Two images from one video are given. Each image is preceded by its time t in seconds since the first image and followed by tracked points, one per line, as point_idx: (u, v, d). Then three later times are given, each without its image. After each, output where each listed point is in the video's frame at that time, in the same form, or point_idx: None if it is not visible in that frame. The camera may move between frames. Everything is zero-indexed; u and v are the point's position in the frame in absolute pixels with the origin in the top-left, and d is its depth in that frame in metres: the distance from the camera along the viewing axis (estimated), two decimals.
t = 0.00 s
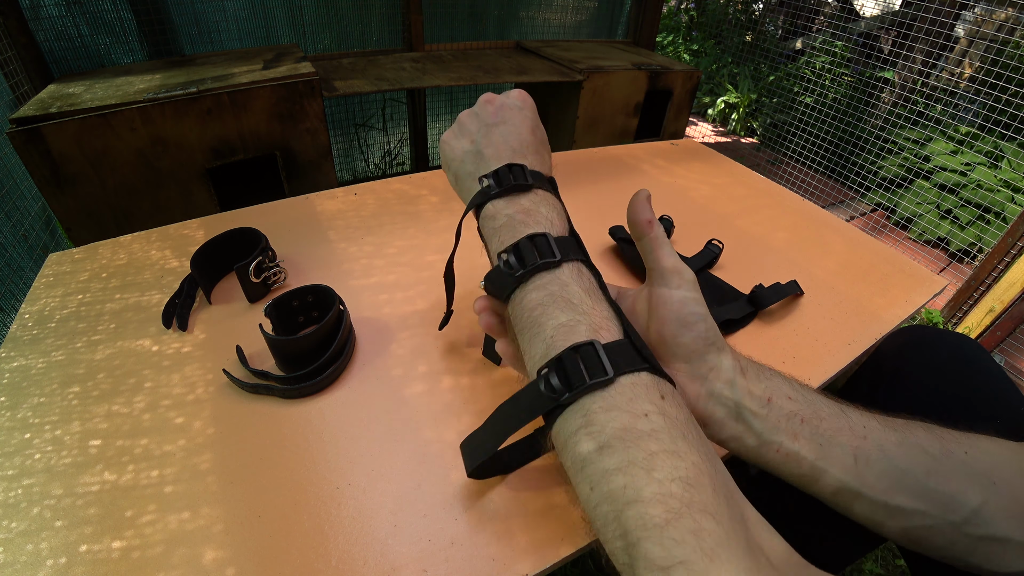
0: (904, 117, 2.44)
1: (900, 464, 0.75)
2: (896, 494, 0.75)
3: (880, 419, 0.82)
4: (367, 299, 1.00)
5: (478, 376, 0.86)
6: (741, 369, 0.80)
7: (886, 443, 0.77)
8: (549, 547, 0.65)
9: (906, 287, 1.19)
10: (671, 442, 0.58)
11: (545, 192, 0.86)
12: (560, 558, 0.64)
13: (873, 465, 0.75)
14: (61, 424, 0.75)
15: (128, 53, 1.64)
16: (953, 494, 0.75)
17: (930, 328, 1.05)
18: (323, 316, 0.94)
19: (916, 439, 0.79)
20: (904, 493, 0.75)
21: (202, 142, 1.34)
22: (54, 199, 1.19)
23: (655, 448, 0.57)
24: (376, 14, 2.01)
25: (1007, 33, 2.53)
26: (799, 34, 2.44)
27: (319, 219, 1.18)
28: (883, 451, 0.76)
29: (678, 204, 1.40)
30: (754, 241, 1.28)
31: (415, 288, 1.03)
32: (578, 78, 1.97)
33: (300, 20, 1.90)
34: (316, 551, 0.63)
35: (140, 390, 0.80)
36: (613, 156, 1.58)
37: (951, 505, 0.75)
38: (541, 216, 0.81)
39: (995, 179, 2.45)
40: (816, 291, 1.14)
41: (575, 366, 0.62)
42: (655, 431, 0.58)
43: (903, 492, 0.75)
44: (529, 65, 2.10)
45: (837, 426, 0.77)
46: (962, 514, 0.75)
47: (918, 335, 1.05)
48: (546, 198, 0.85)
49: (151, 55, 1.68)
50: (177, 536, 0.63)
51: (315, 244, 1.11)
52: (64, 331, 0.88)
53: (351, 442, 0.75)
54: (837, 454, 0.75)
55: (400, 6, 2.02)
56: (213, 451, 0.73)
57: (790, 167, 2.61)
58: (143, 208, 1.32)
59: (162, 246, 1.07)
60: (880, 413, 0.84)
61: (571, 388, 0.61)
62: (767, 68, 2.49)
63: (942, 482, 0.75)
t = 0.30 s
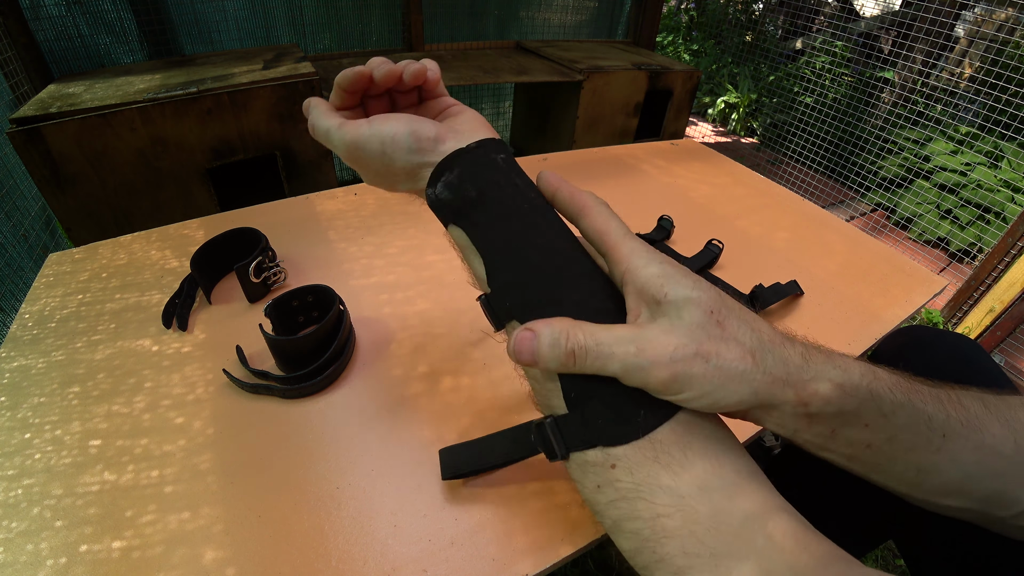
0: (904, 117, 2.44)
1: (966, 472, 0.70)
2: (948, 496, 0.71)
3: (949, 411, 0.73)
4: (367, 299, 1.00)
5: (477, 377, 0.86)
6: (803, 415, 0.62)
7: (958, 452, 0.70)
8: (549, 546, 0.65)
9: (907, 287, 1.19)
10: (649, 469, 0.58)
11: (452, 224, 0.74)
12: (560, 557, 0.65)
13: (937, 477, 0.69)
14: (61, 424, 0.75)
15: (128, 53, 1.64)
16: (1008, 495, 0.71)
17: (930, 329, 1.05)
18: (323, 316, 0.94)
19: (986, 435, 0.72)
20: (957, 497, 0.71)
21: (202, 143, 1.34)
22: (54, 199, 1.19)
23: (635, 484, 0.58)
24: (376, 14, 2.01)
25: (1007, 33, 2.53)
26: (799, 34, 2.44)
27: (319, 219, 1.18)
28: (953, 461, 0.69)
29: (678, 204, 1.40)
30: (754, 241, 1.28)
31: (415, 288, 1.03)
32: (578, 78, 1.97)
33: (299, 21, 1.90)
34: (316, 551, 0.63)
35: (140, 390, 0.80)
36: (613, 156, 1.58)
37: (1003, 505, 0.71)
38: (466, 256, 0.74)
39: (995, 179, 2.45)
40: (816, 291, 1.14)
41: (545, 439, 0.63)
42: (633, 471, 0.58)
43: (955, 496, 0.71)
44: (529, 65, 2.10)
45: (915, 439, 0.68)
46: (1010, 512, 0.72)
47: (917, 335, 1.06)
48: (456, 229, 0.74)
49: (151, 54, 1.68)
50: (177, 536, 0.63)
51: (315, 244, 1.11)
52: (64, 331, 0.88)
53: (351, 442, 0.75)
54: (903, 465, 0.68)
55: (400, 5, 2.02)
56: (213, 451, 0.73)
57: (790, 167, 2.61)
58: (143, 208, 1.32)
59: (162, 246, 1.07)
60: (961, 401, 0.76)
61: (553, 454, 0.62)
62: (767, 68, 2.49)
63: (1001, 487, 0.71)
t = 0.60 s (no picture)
0: (903, 117, 2.44)
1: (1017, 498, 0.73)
2: (1005, 523, 0.74)
3: (987, 438, 0.77)
4: (367, 299, 0.99)
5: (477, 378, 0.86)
6: (870, 461, 0.65)
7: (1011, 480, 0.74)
8: (549, 547, 0.65)
9: (907, 287, 1.19)
10: (634, 490, 0.58)
11: (403, 274, 0.67)
12: (560, 557, 0.64)
13: (990, 505, 0.73)
14: (61, 424, 0.75)
15: (129, 53, 1.64)
16: None
17: (930, 329, 1.04)
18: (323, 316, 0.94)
19: None
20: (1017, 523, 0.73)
21: (202, 143, 1.34)
22: (54, 199, 1.19)
23: (620, 507, 0.58)
24: (376, 14, 2.01)
25: (1007, 33, 2.53)
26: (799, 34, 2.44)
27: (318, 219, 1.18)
28: (1004, 487, 0.74)
29: (678, 204, 1.39)
30: (754, 241, 1.28)
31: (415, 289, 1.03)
32: (578, 78, 1.97)
33: (299, 21, 1.90)
34: (316, 551, 0.63)
35: (140, 390, 0.80)
36: (613, 156, 1.58)
37: None
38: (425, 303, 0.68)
39: (995, 179, 2.44)
40: (816, 291, 1.14)
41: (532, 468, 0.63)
42: (618, 494, 0.58)
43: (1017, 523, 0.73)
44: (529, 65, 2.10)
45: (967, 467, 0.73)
46: None
47: (916, 336, 1.05)
48: (406, 277, 0.67)
49: (151, 54, 1.68)
50: (177, 536, 0.63)
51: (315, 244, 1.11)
52: (65, 331, 0.88)
53: (351, 442, 0.75)
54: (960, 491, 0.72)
55: (400, 5, 2.02)
56: (213, 450, 0.73)
57: (790, 167, 2.61)
58: (143, 208, 1.32)
59: (162, 246, 1.07)
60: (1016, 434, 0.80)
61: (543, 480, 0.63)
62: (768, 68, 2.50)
63: None
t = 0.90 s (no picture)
0: (903, 117, 2.44)
1: None
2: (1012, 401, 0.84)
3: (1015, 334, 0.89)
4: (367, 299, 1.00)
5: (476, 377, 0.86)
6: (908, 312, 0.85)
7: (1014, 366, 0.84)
8: (549, 547, 0.65)
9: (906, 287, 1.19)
10: (618, 496, 0.57)
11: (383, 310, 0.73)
12: (559, 558, 0.64)
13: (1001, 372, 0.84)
14: (61, 424, 0.75)
15: (128, 53, 1.64)
16: None
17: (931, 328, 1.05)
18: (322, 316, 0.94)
19: None
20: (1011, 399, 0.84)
21: (202, 143, 1.34)
22: (54, 199, 1.19)
23: (604, 514, 0.57)
24: (376, 13, 2.01)
25: (1007, 33, 2.53)
26: (799, 34, 2.43)
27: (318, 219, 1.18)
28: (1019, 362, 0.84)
29: (678, 204, 1.40)
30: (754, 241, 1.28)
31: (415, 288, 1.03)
32: (578, 78, 1.97)
33: (300, 21, 1.90)
34: (316, 551, 0.63)
35: (140, 390, 0.80)
36: (613, 156, 1.58)
37: None
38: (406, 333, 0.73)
39: (995, 179, 2.45)
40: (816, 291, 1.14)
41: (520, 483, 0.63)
42: (599, 501, 0.58)
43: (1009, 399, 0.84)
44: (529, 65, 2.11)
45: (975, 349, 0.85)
46: None
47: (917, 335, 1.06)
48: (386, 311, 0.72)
49: (151, 54, 1.68)
50: (177, 536, 0.63)
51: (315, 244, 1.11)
52: (65, 331, 0.88)
53: (350, 443, 0.75)
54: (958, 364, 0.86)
55: (400, 5, 2.02)
56: (213, 451, 0.73)
57: (790, 167, 2.61)
58: (143, 208, 1.32)
59: (162, 246, 1.07)
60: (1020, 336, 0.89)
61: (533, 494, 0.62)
62: (767, 68, 2.51)
63: None
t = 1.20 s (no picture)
0: (904, 117, 2.44)
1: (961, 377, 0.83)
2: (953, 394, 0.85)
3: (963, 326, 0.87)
4: (367, 298, 0.99)
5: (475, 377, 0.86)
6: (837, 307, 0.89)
7: (953, 360, 0.83)
8: (550, 546, 0.65)
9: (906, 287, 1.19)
10: (665, 497, 0.54)
11: (430, 277, 0.71)
12: (560, 557, 0.64)
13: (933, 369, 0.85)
14: (60, 424, 0.74)
15: (128, 53, 1.64)
16: (1008, 404, 0.81)
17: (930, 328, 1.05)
18: (322, 316, 0.94)
19: (985, 354, 0.83)
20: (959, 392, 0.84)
21: (202, 142, 1.34)
22: (54, 198, 1.19)
23: (648, 517, 0.54)
24: (376, 13, 2.01)
25: (1007, 33, 2.53)
26: (799, 34, 2.43)
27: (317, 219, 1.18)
28: (957, 357, 0.84)
29: (678, 204, 1.39)
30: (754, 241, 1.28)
31: (415, 288, 1.03)
32: (578, 78, 1.98)
33: (299, 21, 1.91)
34: (315, 551, 0.63)
35: (139, 390, 0.80)
36: (613, 156, 1.58)
37: (1004, 407, 0.82)
38: (449, 308, 0.71)
39: (995, 179, 2.45)
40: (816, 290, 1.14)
41: (546, 483, 0.57)
42: (644, 501, 0.54)
43: (959, 394, 0.84)
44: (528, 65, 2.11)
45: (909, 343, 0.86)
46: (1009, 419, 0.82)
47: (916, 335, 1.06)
48: (435, 280, 0.71)
49: (151, 54, 1.68)
50: (176, 536, 0.63)
51: (315, 244, 1.11)
52: (64, 330, 0.88)
53: (349, 443, 0.75)
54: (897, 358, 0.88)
55: (400, 5, 2.02)
56: (212, 451, 0.73)
57: (790, 167, 2.61)
58: (142, 207, 1.32)
59: (162, 246, 1.07)
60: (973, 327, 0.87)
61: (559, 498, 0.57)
62: (767, 69, 2.49)
63: (997, 395, 0.81)
